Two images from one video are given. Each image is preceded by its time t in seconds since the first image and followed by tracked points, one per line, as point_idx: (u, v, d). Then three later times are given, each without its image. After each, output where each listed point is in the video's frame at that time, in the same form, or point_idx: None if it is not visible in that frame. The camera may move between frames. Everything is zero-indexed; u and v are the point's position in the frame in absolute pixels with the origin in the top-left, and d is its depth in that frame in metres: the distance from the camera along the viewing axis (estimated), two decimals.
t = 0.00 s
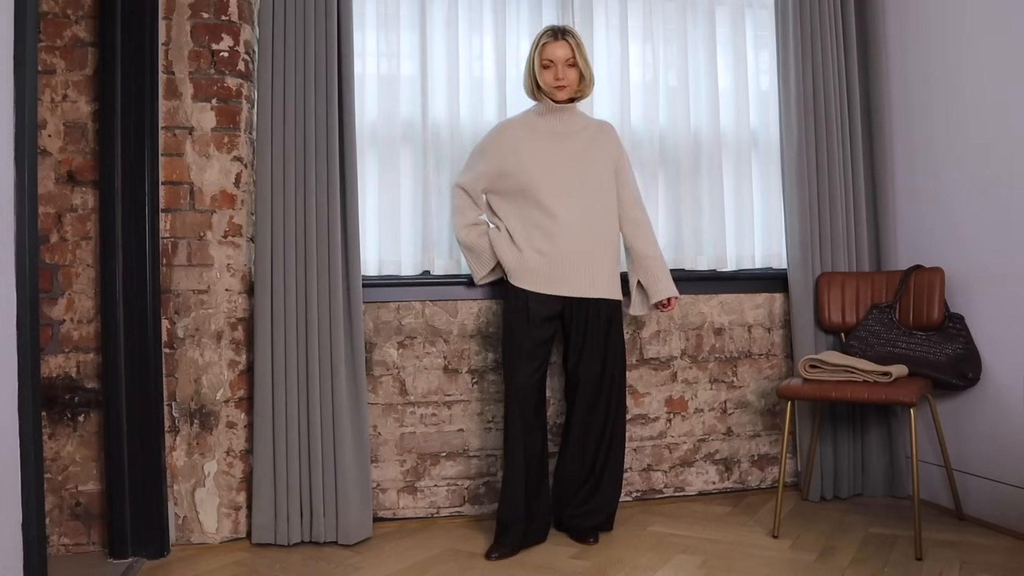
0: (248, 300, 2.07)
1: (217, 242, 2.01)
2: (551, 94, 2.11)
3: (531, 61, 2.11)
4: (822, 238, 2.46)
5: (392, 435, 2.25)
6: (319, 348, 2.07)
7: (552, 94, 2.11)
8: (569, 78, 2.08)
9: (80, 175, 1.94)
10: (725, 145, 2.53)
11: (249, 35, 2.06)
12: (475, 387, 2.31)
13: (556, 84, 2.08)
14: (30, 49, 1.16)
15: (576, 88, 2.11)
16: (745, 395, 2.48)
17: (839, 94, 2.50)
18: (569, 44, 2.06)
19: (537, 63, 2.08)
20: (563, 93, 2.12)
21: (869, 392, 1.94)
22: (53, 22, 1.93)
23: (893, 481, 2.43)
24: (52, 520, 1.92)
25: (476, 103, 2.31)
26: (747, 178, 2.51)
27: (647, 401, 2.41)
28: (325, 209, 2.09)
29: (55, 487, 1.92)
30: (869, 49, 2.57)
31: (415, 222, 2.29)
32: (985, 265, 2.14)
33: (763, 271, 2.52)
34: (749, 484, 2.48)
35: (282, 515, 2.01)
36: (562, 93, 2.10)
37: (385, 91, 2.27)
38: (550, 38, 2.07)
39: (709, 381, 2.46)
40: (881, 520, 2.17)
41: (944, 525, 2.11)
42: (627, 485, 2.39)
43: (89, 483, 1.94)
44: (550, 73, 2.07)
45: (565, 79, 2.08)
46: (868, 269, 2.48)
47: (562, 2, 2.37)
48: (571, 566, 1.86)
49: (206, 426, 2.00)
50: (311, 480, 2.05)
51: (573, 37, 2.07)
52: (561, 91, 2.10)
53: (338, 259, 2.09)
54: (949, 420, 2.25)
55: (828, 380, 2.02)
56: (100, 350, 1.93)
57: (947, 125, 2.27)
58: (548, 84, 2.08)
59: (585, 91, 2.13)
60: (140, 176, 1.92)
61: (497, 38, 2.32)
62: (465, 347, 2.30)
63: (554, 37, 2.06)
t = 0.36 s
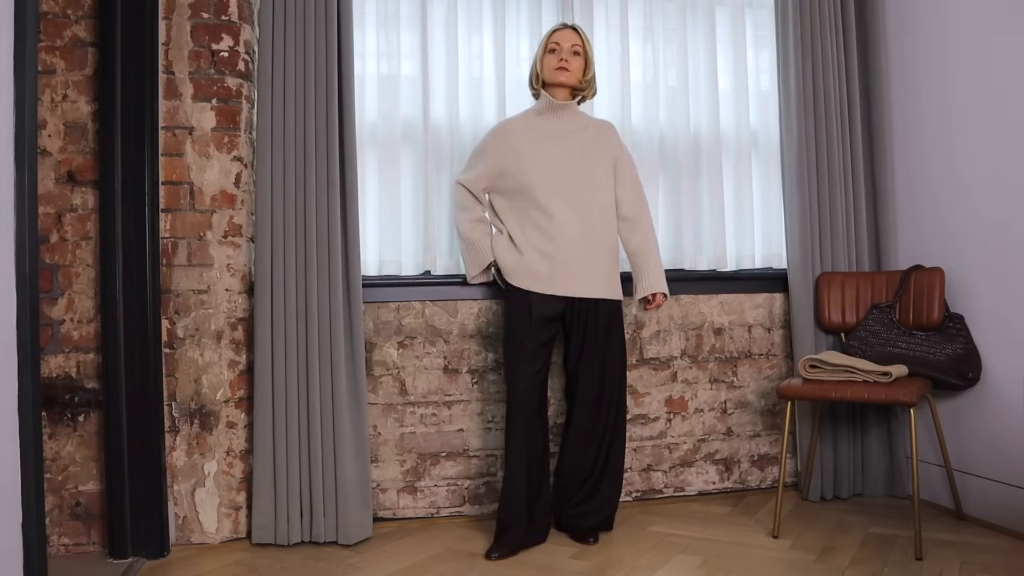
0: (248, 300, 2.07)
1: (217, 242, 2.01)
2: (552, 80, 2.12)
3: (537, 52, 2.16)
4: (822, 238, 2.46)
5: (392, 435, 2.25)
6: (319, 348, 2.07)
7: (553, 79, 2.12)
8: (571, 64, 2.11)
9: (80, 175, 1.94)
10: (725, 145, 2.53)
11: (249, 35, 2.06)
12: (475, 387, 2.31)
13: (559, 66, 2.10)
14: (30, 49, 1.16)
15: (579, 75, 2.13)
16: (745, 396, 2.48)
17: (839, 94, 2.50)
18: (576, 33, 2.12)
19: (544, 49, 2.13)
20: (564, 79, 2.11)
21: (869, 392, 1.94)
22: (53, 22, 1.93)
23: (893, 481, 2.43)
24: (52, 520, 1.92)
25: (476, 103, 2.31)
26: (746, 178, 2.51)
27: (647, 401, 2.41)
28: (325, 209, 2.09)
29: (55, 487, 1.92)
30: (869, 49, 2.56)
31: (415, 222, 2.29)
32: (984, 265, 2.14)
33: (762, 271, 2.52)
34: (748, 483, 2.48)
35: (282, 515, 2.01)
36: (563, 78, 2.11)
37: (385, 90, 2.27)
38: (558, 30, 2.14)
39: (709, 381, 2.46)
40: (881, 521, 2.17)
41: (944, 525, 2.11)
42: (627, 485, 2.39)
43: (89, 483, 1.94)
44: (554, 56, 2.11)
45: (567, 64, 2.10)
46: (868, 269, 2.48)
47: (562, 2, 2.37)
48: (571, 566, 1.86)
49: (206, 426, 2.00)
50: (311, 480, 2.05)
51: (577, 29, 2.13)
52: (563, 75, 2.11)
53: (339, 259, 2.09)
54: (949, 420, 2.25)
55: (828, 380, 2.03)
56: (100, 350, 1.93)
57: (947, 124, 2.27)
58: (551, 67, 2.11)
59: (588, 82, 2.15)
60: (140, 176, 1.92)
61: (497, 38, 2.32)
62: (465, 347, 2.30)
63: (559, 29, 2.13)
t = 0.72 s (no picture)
0: (248, 300, 2.07)
1: (217, 242, 2.00)
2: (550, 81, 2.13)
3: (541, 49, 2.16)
4: (822, 238, 2.46)
5: (392, 435, 2.25)
6: (319, 348, 2.07)
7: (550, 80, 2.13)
8: (571, 66, 2.11)
9: (80, 175, 1.94)
10: (725, 145, 2.53)
11: (249, 35, 2.05)
12: (475, 387, 2.31)
13: (558, 69, 2.11)
14: (30, 49, 1.16)
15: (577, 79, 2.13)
16: (745, 396, 2.49)
17: (840, 94, 2.50)
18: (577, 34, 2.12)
19: (545, 50, 2.13)
20: (561, 81, 2.12)
21: (869, 392, 1.94)
22: (52, 22, 1.93)
23: (893, 481, 2.43)
24: (52, 520, 1.92)
25: (476, 103, 2.31)
26: (747, 178, 2.51)
27: (647, 401, 2.41)
28: (325, 209, 2.09)
29: (55, 487, 1.92)
30: (869, 49, 2.56)
31: (415, 222, 2.29)
32: (985, 265, 2.14)
33: (763, 271, 2.52)
34: (748, 483, 2.48)
35: (282, 515, 2.01)
36: (563, 80, 2.12)
37: (385, 90, 2.27)
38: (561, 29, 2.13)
39: (709, 381, 2.46)
40: (881, 521, 2.17)
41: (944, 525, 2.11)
42: (627, 485, 2.39)
43: (89, 483, 1.94)
44: (553, 59, 2.11)
45: (566, 67, 2.11)
46: (868, 269, 2.48)
47: (562, 1, 2.37)
48: (571, 566, 1.86)
49: (206, 426, 2.00)
50: (311, 480, 2.05)
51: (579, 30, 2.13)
52: (562, 78, 2.12)
53: (339, 260, 2.09)
54: (948, 420, 2.25)
55: (828, 380, 2.03)
56: (100, 350, 1.93)
57: (947, 124, 2.27)
58: (549, 69, 2.12)
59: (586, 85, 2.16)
60: (140, 175, 1.92)
61: (497, 38, 2.31)
62: (466, 347, 2.30)
63: (561, 29, 2.13)
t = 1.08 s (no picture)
0: (248, 300, 2.07)
1: (217, 242, 2.01)
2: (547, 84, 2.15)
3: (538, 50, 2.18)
4: (822, 238, 2.46)
5: (392, 435, 2.25)
6: (319, 348, 2.07)
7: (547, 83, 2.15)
8: (567, 67, 2.12)
9: (80, 175, 1.94)
10: (725, 145, 2.53)
11: (249, 35, 2.06)
12: (475, 387, 2.31)
13: (552, 72, 2.12)
14: (30, 49, 1.16)
15: (573, 80, 2.14)
16: (745, 396, 2.48)
17: (839, 94, 2.50)
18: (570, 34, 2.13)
19: (541, 52, 2.15)
20: (558, 83, 2.14)
21: (869, 392, 1.94)
22: (53, 22, 1.93)
23: (893, 481, 2.43)
24: (52, 519, 1.92)
25: (476, 103, 2.31)
26: (746, 178, 2.51)
27: (647, 401, 2.41)
28: (325, 209, 2.09)
29: (55, 487, 1.92)
30: (869, 49, 2.56)
31: (415, 222, 2.29)
32: (985, 265, 2.14)
33: (763, 271, 2.52)
34: (749, 483, 2.48)
35: (282, 515, 2.01)
36: (560, 82, 2.14)
37: (385, 90, 2.27)
38: (554, 31, 2.14)
39: (709, 381, 2.46)
40: (881, 521, 2.17)
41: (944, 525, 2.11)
42: (627, 485, 2.39)
43: (89, 483, 1.94)
44: (548, 61, 2.13)
45: (562, 68, 2.12)
46: (868, 269, 2.48)
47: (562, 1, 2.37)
48: (571, 566, 1.86)
49: (206, 426, 2.00)
50: (311, 480, 2.05)
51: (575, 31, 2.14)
52: (559, 80, 2.14)
53: (339, 260, 2.09)
54: (948, 420, 2.25)
55: (828, 380, 2.02)
56: (100, 350, 1.93)
57: (947, 124, 2.27)
58: (545, 72, 2.14)
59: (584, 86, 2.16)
60: (140, 176, 1.92)
61: (497, 38, 2.32)
62: (466, 347, 2.30)
63: (557, 31, 2.14)
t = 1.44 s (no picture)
0: (248, 300, 2.07)
1: (217, 242, 2.01)
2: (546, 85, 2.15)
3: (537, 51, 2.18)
4: (822, 238, 2.46)
5: (392, 435, 2.25)
6: (319, 348, 2.07)
7: (547, 83, 2.15)
8: (568, 67, 2.12)
9: (80, 175, 1.94)
10: (725, 145, 2.53)
11: (249, 35, 2.06)
12: (475, 387, 2.31)
13: (553, 72, 2.13)
14: (30, 49, 1.16)
15: (574, 80, 2.15)
16: (745, 396, 2.49)
17: (839, 94, 2.50)
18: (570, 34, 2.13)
19: (540, 53, 2.15)
20: (558, 84, 2.14)
21: (869, 392, 1.94)
22: (53, 22, 1.93)
23: (894, 482, 2.43)
24: (52, 519, 1.92)
25: (476, 103, 2.31)
26: (747, 178, 2.51)
27: (647, 401, 2.41)
28: (325, 209, 2.09)
29: (55, 487, 1.92)
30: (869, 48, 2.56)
31: (415, 222, 2.29)
32: (985, 264, 2.14)
33: (763, 271, 2.52)
34: (749, 484, 2.48)
35: (282, 515, 2.01)
36: (560, 83, 2.14)
37: (386, 90, 2.27)
38: (554, 31, 2.14)
39: (709, 381, 2.46)
40: (881, 521, 2.17)
41: (944, 525, 2.11)
42: (627, 485, 2.39)
43: (89, 483, 1.94)
44: (548, 61, 2.13)
45: (563, 69, 2.12)
46: (868, 269, 2.48)
47: (562, 1, 2.37)
48: (571, 566, 1.86)
49: (206, 426, 2.00)
50: (311, 480, 2.05)
51: (575, 31, 2.14)
52: (560, 80, 2.14)
53: (339, 259, 2.09)
54: (948, 420, 2.25)
55: (828, 380, 2.02)
56: (100, 350, 1.93)
57: (946, 124, 2.27)
58: (545, 73, 2.14)
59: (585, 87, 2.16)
60: (140, 175, 1.92)
61: (498, 38, 2.31)
62: (466, 347, 2.30)
63: (558, 31, 2.14)
